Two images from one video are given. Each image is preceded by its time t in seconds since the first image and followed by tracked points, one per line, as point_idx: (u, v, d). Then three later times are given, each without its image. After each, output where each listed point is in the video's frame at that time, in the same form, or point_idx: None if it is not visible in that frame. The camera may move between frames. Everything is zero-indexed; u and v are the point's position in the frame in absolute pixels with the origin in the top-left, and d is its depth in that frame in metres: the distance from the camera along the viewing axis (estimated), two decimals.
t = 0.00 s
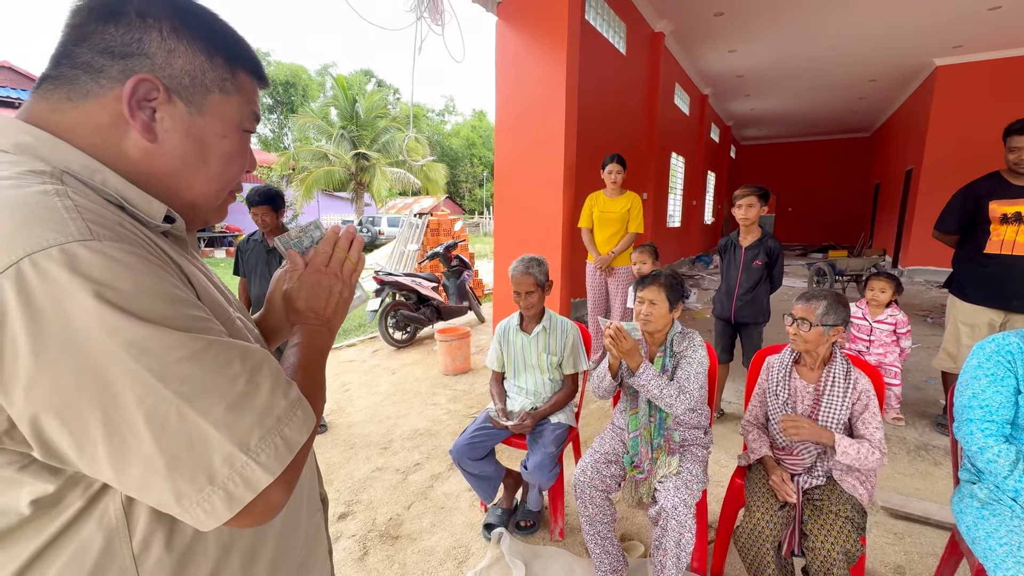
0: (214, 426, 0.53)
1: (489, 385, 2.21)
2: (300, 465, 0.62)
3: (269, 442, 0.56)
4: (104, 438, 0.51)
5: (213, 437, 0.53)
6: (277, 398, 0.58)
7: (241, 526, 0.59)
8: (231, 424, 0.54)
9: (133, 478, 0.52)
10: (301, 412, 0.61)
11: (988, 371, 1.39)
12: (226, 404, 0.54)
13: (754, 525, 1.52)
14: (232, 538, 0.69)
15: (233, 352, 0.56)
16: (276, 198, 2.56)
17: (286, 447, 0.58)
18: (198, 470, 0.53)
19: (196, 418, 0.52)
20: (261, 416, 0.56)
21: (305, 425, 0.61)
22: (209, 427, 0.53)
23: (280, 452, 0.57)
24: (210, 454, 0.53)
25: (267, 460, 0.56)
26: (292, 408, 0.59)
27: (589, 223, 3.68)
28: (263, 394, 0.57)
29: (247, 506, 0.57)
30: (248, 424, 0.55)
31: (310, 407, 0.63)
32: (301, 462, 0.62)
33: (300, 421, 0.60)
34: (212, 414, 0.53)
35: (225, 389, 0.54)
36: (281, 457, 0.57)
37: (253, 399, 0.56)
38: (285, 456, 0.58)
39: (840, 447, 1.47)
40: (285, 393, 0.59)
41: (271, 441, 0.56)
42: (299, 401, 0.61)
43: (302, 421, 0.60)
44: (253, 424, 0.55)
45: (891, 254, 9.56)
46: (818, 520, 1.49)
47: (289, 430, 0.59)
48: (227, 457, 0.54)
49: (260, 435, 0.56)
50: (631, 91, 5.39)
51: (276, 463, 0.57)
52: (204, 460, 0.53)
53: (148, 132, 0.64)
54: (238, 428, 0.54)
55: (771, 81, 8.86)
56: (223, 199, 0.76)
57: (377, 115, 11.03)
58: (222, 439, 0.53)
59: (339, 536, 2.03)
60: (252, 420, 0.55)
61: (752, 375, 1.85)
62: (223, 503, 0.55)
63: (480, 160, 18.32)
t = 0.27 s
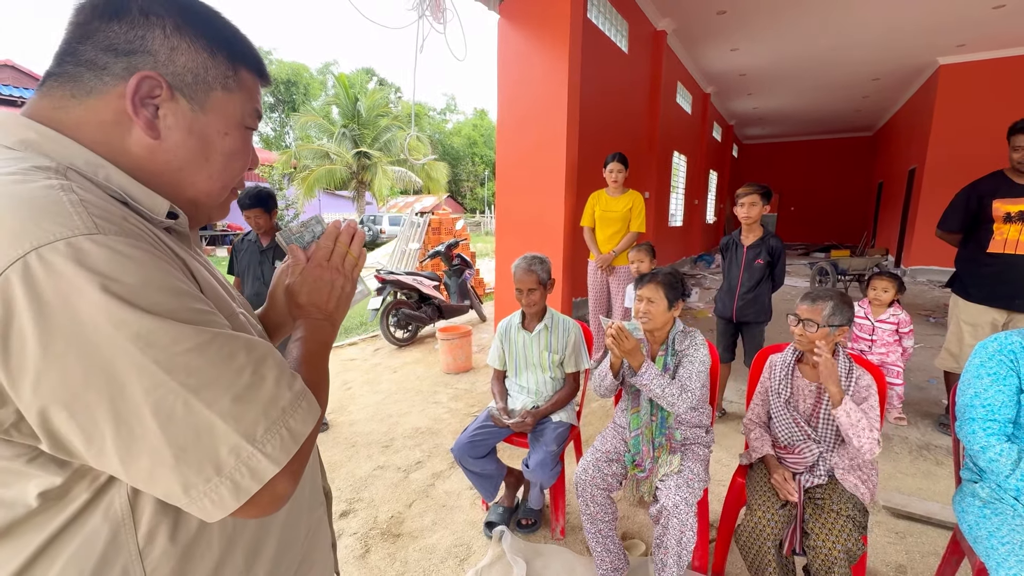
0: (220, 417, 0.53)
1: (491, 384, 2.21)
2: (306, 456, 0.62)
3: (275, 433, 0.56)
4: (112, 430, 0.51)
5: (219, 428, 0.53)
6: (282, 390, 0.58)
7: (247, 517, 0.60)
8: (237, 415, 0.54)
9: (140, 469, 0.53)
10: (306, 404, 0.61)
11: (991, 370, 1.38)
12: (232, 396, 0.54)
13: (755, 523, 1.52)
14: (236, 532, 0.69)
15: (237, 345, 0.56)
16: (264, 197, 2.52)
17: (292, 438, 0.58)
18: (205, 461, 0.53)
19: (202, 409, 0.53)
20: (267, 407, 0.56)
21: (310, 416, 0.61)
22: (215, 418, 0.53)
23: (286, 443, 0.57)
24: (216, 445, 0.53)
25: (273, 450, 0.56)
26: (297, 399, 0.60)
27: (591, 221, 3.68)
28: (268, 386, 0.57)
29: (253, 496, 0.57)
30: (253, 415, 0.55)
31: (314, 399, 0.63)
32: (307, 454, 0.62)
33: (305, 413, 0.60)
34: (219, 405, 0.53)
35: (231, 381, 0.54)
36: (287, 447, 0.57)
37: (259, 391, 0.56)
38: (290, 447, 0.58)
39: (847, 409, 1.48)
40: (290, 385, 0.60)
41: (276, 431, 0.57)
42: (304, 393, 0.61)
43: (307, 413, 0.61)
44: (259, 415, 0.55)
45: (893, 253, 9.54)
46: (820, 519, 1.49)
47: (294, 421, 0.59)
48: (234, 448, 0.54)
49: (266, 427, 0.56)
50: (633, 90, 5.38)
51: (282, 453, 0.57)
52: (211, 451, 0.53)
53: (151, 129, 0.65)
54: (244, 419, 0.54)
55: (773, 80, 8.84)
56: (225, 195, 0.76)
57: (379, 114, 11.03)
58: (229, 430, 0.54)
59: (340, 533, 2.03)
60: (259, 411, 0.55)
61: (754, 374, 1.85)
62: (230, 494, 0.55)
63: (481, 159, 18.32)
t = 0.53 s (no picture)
0: (225, 412, 0.53)
1: (492, 381, 2.21)
2: (310, 452, 0.62)
3: (280, 428, 0.57)
4: (117, 425, 0.51)
5: (223, 423, 0.53)
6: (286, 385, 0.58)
7: (252, 512, 0.60)
8: (242, 410, 0.54)
9: (145, 464, 0.53)
10: (309, 399, 0.61)
11: (996, 369, 1.38)
12: (236, 391, 0.54)
13: (757, 522, 1.52)
14: (239, 527, 0.69)
15: (241, 341, 0.56)
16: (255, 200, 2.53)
17: (296, 434, 0.58)
18: (210, 457, 0.53)
19: (206, 404, 0.53)
20: (271, 403, 0.56)
21: (314, 411, 0.61)
22: (219, 412, 0.53)
23: (290, 439, 0.58)
24: (220, 441, 0.54)
25: (278, 445, 0.56)
26: (300, 395, 0.60)
27: (593, 220, 3.68)
28: (272, 381, 0.57)
29: (258, 491, 0.57)
30: (256, 411, 0.55)
31: (318, 395, 0.63)
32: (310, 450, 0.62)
33: (309, 407, 0.60)
34: (223, 400, 0.53)
35: (235, 375, 0.54)
36: (292, 442, 0.58)
37: (262, 387, 0.56)
38: (295, 442, 0.58)
39: (847, 396, 1.49)
40: (293, 380, 0.59)
41: (281, 427, 0.57)
42: (308, 389, 0.61)
43: (311, 408, 0.61)
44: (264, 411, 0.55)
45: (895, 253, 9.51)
46: (822, 518, 1.49)
47: (298, 417, 0.59)
48: (238, 443, 0.54)
49: (271, 421, 0.56)
50: (635, 88, 5.37)
51: (287, 448, 0.57)
52: (216, 447, 0.53)
53: (153, 125, 0.65)
54: (249, 416, 0.54)
55: (776, 79, 8.81)
56: (227, 190, 0.76)
57: (380, 112, 11.03)
58: (233, 425, 0.54)
59: (342, 530, 2.04)
60: (263, 406, 0.55)
61: (756, 372, 1.85)
62: (234, 488, 0.55)
63: (483, 158, 18.32)
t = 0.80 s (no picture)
0: (225, 412, 0.53)
1: (493, 380, 2.21)
2: (310, 453, 0.62)
3: (280, 429, 0.56)
4: (116, 423, 0.51)
5: (223, 423, 0.53)
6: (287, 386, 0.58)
7: (251, 513, 0.59)
8: (243, 410, 0.54)
9: (144, 463, 0.52)
10: (310, 400, 0.61)
11: (1003, 368, 1.36)
12: (237, 391, 0.54)
13: (759, 522, 1.52)
14: (240, 528, 0.69)
15: (243, 340, 0.56)
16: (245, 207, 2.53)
17: (296, 435, 0.58)
18: (209, 457, 0.53)
19: (207, 403, 0.52)
20: (272, 403, 0.56)
21: (315, 412, 0.61)
22: (219, 412, 0.53)
23: (290, 440, 0.57)
24: (220, 441, 0.53)
25: (278, 447, 0.56)
26: (301, 396, 0.59)
27: (595, 218, 3.67)
28: (274, 381, 0.57)
29: (257, 493, 0.56)
30: (256, 411, 0.55)
31: (319, 396, 0.63)
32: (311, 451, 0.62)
33: (309, 409, 0.60)
34: (224, 400, 0.53)
35: (236, 375, 0.54)
36: (292, 444, 0.57)
37: (263, 388, 0.55)
38: (295, 443, 0.58)
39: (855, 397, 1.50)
40: (295, 380, 0.59)
41: (281, 428, 0.56)
42: (309, 390, 0.61)
43: (311, 409, 0.60)
44: (265, 412, 0.55)
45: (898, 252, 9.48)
46: (824, 518, 1.48)
47: (299, 418, 0.58)
48: (238, 444, 0.54)
49: (271, 423, 0.56)
50: (638, 86, 5.35)
51: (287, 450, 0.57)
52: (216, 446, 0.53)
53: (157, 120, 0.64)
54: (249, 415, 0.54)
55: (779, 78, 8.78)
56: (231, 187, 0.76)
57: (382, 110, 11.02)
58: (233, 425, 0.53)
59: (343, 528, 2.04)
60: (264, 407, 0.55)
61: (759, 372, 1.84)
62: (234, 489, 0.54)
63: (485, 156, 18.30)
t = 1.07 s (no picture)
0: (223, 411, 0.53)
1: (493, 378, 2.21)
2: (308, 454, 0.62)
3: (278, 430, 0.56)
4: (114, 421, 0.51)
5: (221, 423, 0.53)
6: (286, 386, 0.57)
7: (248, 513, 0.59)
8: (241, 410, 0.53)
9: (141, 462, 0.52)
10: (309, 400, 0.60)
11: (1004, 368, 1.36)
12: (235, 391, 0.53)
13: (759, 521, 1.51)
14: (240, 528, 0.69)
15: (242, 339, 0.55)
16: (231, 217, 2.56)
17: (295, 435, 0.58)
18: (206, 456, 0.53)
19: (205, 403, 0.52)
20: (271, 403, 0.55)
21: (314, 413, 0.61)
22: (218, 412, 0.52)
23: (288, 441, 0.57)
24: (219, 440, 0.53)
25: (276, 447, 0.56)
26: (300, 396, 0.59)
27: (596, 217, 3.66)
28: (273, 381, 0.56)
29: (255, 493, 0.56)
30: (254, 411, 0.54)
31: (318, 396, 0.63)
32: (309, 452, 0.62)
33: (308, 409, 0.59)
34: (222, 399, 0.52)
35: (235, 374, 0.53)
36: (290, 445, 0.57)
37: (262, 387, 0.55)
38: (294, 444, 0.57)
39: (856, 399, 1.49)
40: (294, 381, 0.59)
41: (279, 428, 0.56)
42: (308, 390, 0.61)
43: (311, 409, 0.60)
44: (263, 413, 0.55)
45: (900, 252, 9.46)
46: (825, 518, 1.48)
47: (298, 419, 0.58)
48: (236, 444, 0.53)
49: (269, 423, 0.55)
50: (640, 85, 5.34)
51: (285, 451, 0.56)
52: (213, 446, 0.53)
53: (159, 117, 0.64)
54: (248, 416, 0.54)
55: (781, 76, 8.75)
56: (233, 185, 0.75)
57: (383, 108, 11.01)
58: (231, 425, 0.53)
59: (343, 526, 2.04)
60: (263, 406, 0.55)
61: (760, 371, 1.83)
62: (231, 490, 0.54)
63: (486, 154, 18.30)
